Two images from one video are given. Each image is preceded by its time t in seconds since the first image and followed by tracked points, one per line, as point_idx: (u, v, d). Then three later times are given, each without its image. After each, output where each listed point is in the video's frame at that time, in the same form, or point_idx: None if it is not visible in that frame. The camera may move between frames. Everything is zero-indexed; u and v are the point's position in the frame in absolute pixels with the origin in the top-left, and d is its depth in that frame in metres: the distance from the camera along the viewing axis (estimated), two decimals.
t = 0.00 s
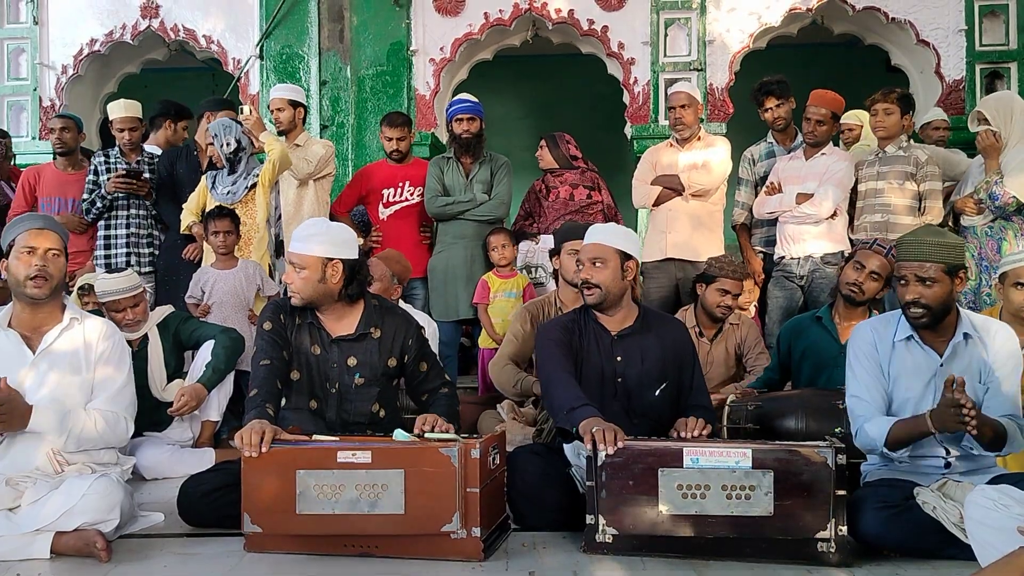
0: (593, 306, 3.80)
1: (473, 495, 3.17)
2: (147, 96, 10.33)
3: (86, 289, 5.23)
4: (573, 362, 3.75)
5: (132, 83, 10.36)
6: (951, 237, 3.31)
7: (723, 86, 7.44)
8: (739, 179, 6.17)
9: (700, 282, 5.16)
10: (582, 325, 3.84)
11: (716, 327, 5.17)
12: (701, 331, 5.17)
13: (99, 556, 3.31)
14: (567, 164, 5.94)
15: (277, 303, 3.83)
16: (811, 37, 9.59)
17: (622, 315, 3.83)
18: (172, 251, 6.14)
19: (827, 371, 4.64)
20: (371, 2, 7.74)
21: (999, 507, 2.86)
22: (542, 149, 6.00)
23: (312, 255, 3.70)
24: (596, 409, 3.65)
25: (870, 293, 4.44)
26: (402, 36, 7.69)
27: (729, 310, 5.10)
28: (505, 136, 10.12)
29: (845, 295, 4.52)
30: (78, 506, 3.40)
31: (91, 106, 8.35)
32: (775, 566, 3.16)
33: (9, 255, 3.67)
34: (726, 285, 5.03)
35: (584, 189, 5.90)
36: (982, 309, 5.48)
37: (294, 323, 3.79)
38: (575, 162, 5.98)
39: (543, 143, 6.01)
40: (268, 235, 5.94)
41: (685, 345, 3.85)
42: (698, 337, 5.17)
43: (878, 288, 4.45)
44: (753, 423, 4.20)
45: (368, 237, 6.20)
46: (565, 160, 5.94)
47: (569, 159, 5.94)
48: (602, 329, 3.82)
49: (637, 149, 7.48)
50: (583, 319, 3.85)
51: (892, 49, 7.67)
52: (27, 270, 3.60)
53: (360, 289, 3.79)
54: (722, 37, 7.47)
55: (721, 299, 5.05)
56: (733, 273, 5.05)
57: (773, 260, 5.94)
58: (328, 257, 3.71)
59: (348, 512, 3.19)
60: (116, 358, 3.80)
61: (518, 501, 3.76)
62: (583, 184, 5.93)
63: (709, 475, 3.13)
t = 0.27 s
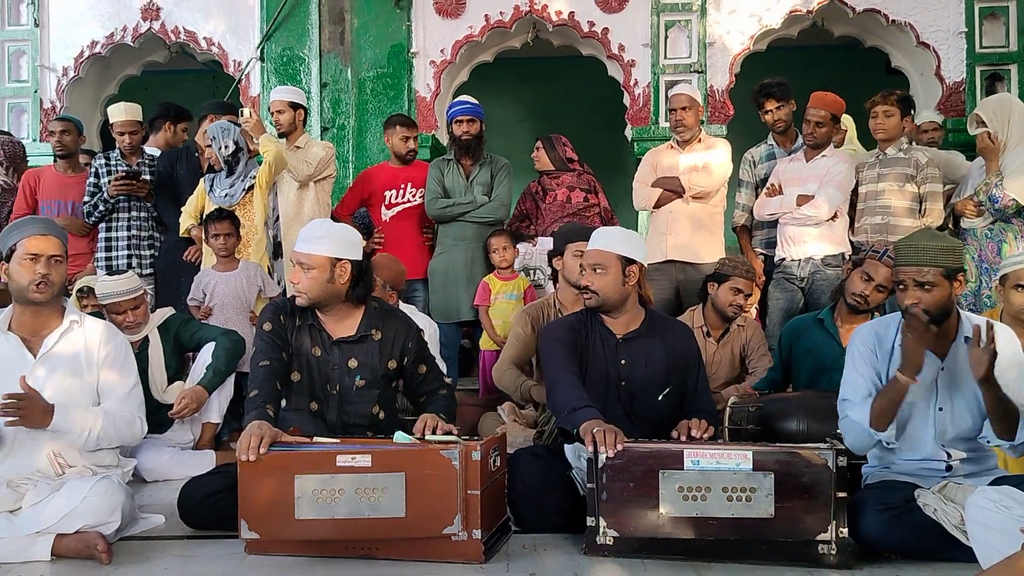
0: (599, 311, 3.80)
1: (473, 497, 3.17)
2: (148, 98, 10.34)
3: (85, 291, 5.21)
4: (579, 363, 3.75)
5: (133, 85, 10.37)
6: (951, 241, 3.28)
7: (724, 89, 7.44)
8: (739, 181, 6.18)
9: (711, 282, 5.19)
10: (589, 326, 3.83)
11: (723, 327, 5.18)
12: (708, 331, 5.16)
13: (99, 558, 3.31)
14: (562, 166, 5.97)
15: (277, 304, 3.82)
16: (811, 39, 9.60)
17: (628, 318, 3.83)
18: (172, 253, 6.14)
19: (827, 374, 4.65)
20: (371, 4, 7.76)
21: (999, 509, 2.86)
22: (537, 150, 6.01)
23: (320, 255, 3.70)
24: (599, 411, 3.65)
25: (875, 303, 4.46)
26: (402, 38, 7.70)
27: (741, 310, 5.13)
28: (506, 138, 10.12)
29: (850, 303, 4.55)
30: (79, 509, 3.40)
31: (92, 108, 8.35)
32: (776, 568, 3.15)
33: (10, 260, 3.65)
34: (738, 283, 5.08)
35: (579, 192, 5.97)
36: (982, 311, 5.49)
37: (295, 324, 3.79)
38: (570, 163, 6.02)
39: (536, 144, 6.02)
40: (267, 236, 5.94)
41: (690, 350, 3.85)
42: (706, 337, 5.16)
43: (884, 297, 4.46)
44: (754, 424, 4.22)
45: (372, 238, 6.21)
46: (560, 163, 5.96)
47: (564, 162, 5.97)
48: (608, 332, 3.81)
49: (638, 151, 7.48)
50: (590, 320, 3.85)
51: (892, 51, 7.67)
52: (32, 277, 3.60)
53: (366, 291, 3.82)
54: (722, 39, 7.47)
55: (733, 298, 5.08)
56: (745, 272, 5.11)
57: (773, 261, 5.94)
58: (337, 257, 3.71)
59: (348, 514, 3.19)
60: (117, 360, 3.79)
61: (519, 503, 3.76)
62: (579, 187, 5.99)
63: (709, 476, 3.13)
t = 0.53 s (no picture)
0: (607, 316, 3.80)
1: (476, 498, 3.18)
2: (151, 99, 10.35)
3: (88, 290, 5.21)
4: (584, 364, 3.75)
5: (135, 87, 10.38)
6: (948, 237, 3.29)
7: (726, 90, 7.44)
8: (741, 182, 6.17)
9: (731, 281, 5.10)
10: (595, 328, 3.84)
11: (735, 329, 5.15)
12: (721, 331, 5.15)
13: (102, 559, 3.31)
14: (559, 167, 6.08)
15: (281, 305, 3.84)
16: (812, 40, 9.60)
17: (636, 321, 3.82)
18: (174, 254, 6.15)
19: (834, 376, 4.67)
20: (373, 5, 7.78)
21: (1003, 509, 2.86)
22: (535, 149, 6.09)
23: (320, 257, 3.71)
24: (602, 412, 3.66)
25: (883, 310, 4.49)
26: (404, 40, 7.71)
27: (757, 313, 5.11)
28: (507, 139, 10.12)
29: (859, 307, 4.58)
30: (82, 509, 3.40)
31: (94, 109, 8.36)
32: (778, 569, 3.15)
33: (20, 264, 3.65)
34: (758, 286, 5.03)
35: (579, 194, 6.04)
36: (984, 312, 5.48)
37: (298, 325, 3.80)
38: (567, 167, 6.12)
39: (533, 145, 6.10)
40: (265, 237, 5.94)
41: (697, 354, 3.83)
42: (718, 336, 5.16)
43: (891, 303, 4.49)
44: (756, 428, 4.21)
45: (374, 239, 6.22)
46: (557, 164, 6.08)
47: (562, 163, 6.08)
48: (614, 334, 3.81)
49: (639, 152, 7.47)
50: (597, 322, 3.85)
51: (894, 52, 7.67)
52: (50, 280, 3.63)
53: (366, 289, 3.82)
54: (724, 40, 7.47)
55: (752, 300, 5.03)
56: (763, 275, 5.06)
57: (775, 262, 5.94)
58: (337, 257, 3.73)
59: (351, 513, 3.20)
60: (121, 361, 3.81)
61: (521, 504, 3.76)
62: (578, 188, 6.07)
63: (711, 477, 3.13)
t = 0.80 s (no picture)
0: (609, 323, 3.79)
1: (476, 499, 3.18)
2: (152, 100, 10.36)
3: (88, 292, 5.22)
4: (585, 365, 3.75)
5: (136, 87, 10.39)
6: (944, 240, 3.26)
7: (726, 90, 7.43)
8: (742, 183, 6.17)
9: (742, 283, 5.05)
10: (598, 330, 3.84)
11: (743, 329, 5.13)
12: (730, 331, 5.13)
13: (102, 560, 3.30)
14: (557, 169, 6.13)
15: (280, 306, 3.81)
16: (814, 40, 9.59)
17: (638, 324, 3.82)
18: (175, 255, 6.15)
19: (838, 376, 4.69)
20: (374, 6, 7.81)
21: (1004, 510, 2.86)
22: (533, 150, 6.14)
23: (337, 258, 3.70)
24: (602, 413, 3.65)
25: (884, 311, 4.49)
26: (405, 41, 7.75)
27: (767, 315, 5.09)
28: (508, 139, 10.12)
29: (862, 310, 4.59)
30: (83, 509, 3.40)
31: (96, 110, 8.37)
32: (778, 569, 3.15)
33: (25, 268, 3.64)
34: (770, 288, 4.99)
35: (578, 196, 6.08)
36: (984, 314, 5.48)
37: (298, 326, 3.79)
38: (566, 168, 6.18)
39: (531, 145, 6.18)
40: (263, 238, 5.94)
41: (700, 357, 3.82)
42: (726, 337, 5.14)
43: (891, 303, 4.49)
44: (756, 426, 4.21)
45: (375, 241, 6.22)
46: (555, 166, 6.12)
47: (559, 164, 6.13)
48: (616, 337, 3.81)
49: (640, 153, 7.47)
50: (598, 324, 3.86)
51: (895, 52, 7.66)
52: (57, 288, 3.63)
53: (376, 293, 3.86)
54: (725, 40, 7.47)
55: (764, 302, 5.00)
56: (773, 276, 5.02)
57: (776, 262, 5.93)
58: (353, 258, 3.74)
59: (351, 515, 3.19)
60: (122, 362, 3.81)
61: (521, 504, 3.76)
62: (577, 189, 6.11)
63: (711, 477, 3.13)
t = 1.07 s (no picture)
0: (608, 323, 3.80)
1: (477, 500, 3.18)
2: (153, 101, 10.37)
3: (89, 292, 5.19)
4: (586, 366, 3.76)
5: (137, 89, 10.40)
6: (949, 238, 3.29)
7: (727, 92, 7.43)
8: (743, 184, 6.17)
9: (750, 285, 5.07)
10: (598, 331, 3.84)
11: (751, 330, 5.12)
12: (737, 333, 5.12)
13: (103, 560, 3.31)
14: (556, 170, 6.12)
15: (280, 305, 3.83)
16: (814, 42, 9.60)
17: (638, 327, 3.83)
18: (176, 256, 6.15)
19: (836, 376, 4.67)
20: (374, 8, 7.78)
21: (1005, 512, 2.85)
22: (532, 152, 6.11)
23: (341, 244, 3.76)
24: (602, 413, 3.66)
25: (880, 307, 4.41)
26: (406, 42, 7.71)
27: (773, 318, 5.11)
28: (509, 141, 10.12)
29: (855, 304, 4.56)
30: (84, 510, 3.41)
31: (97, 111, 8.38)
32: (779, 571, 3.15)
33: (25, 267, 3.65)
34: (777, 292, 5.03)
35: (577, 199, 6.09)
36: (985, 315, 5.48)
37: (299, 324, 3.80)
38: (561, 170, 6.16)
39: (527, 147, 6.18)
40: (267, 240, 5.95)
41: (701, 360, 3.82)
42: (733, 338, 5.12)
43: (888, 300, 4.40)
44: (755, 428, 4.19)
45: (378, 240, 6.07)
46: (553, 168, 6.12)
47: (557, 166, 6.12)
48: (616, 339, 3.82)
49: (641, 155, 7.48)
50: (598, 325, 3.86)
51: (896, 55, 7.66)
52: (57, 282, 3.64)
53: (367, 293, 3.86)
54: (725, 42, 7.48)
55: (772, 305, 5.03)
56: (781, 281, 5.09)
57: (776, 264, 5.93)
58: (355, 247, 3.80)
59: (352, 516, 3.19)
60: (124, 364, 3.81)
61: (522, 505, 3.76)
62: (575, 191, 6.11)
63: (713, 479, 3.13)
